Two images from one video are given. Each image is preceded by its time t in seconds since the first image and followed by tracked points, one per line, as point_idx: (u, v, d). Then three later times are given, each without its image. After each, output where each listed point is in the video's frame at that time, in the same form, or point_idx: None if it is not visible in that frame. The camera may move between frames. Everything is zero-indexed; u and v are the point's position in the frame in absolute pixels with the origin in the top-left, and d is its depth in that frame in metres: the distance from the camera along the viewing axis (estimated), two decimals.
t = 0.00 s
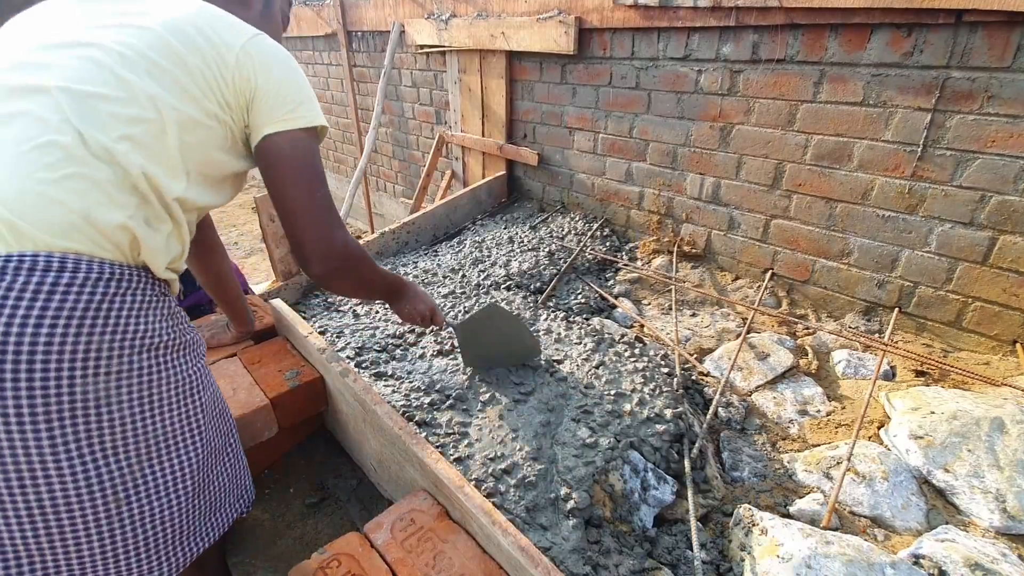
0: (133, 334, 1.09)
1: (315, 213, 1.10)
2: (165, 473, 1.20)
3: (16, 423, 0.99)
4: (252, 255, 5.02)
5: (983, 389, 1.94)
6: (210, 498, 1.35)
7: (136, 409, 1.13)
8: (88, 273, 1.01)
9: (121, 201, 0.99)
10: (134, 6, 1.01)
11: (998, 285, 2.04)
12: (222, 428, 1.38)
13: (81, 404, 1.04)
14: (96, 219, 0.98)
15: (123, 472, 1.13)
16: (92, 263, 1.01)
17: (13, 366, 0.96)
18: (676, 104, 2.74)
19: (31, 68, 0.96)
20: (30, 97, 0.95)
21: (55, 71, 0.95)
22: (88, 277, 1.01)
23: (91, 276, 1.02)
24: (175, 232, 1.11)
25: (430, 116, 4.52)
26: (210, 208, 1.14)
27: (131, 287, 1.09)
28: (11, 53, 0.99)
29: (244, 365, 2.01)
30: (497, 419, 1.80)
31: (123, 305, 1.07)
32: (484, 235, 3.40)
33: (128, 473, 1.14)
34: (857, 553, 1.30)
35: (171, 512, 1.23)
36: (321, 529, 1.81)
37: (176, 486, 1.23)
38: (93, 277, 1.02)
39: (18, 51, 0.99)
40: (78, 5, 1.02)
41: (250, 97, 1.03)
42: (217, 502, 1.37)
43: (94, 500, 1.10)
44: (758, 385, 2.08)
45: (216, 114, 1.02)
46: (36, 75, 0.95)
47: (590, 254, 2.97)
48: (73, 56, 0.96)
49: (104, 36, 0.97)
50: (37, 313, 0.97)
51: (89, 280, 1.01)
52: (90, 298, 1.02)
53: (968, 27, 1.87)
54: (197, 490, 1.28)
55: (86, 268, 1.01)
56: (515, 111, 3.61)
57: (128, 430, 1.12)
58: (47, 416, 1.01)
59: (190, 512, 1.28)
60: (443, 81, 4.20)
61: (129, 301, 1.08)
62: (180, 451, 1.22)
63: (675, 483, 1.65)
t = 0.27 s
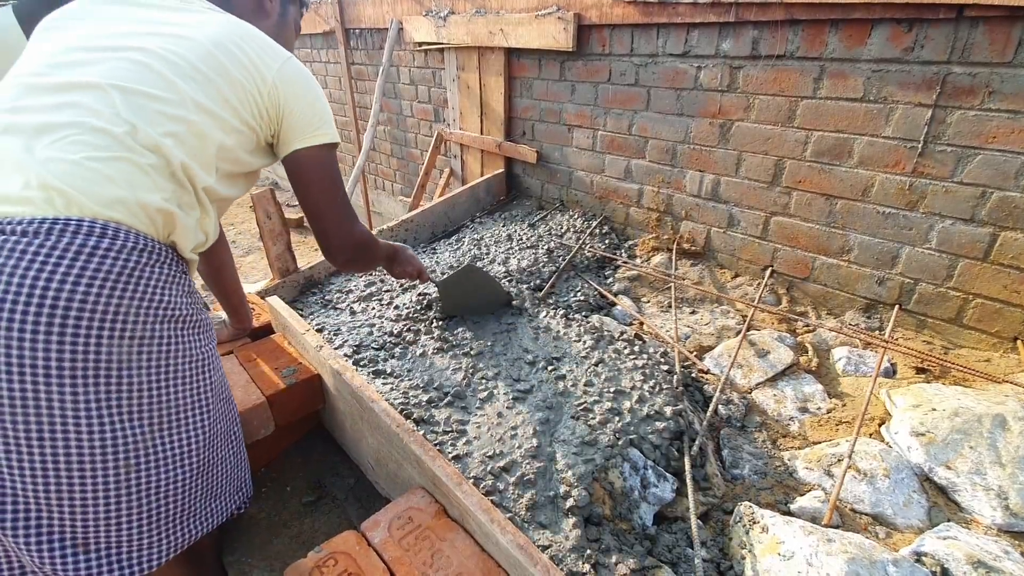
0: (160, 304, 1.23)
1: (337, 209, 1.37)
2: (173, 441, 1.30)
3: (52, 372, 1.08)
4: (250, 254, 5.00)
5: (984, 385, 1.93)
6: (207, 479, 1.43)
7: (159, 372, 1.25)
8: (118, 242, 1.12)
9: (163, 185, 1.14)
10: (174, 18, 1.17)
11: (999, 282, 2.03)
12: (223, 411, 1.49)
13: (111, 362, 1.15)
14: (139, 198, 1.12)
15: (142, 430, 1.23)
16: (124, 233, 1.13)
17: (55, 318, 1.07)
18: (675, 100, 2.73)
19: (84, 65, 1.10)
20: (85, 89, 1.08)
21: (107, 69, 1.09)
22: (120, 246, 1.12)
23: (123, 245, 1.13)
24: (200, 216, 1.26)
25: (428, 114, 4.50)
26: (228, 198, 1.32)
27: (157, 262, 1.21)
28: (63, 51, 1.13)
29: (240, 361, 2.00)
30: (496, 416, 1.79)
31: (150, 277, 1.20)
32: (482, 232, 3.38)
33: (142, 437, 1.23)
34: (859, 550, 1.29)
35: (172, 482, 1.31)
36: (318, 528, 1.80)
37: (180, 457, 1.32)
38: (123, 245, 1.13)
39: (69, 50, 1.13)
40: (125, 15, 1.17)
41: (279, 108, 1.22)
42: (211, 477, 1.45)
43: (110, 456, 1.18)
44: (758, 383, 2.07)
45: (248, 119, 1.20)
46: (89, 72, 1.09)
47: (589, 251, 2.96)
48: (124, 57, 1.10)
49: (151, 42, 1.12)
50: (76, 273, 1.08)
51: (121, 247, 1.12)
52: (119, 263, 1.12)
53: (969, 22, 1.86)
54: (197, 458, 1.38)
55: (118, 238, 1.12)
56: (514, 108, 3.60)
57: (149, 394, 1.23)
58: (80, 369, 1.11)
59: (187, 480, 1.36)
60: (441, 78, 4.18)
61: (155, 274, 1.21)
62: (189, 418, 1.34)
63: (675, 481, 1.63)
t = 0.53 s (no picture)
0: (149, 303, 1.23)
1: (351, 207, 1.45)
2: (161, 442, 1.30)
3: (36, 367, 1.09)
4: (247, 254, 4.98)
5: (980, 385, 1.93)
6: (197, 482, 1.43)
7: (146, 372, 1.24)
8: (108, 241, 1.13)
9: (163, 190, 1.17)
10: (191, 28, 1.20)
11: (995, 282, 2.03)
12: (216, 413, 1.49)
13: (95, 361, 1.15)
14: (138, 201, 1.14)
15: (127, 430, 1.22)
16: (115, 232, 1.14)
17: (40, 314, 1.08)
18: (672, 101, 2.73)
19: (96, 69, 1.14)
20: (94, 93, 1.12)
21: (119, 75, 1.13)
22: (110, 245, 1.13)
23: (114, 244, 1.14)
24: (200, 220, 1.29)
25: (425, 114, 4.49)
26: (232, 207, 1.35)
27: (147, 261, 1.21)
28: (76, 52, 1.16)
29: (236, 363, 1.99)
30: (493, 418, 1.79)
31: (140, 275, 1.20)
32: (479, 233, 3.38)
33: (131, 436, 1.23)
34: (856, 552, 1.29)
35: (159, 483, 1.31)
36: (315, 530, 1.79)
37: (169, 458, 1.32)
38: (114, 244, 1.14)
39: (82, 52, 1.16)
40: (140, 21, 1.21)
41: (291, 123, 1.28)
42: (201, 478, 1.45)
43: (92, 454, 1.18)
44: (755, 383, 2.07)
45: (255, 130, 1.24)
46: (102, 76, 1.13)
47: (587, 252, 2.96)
48: (137, 64, 1.14)
49: (165, 51, 1.16)
50: (63, 269, 1.09)
51: (111, 247, 1.13)
52: (109, 262, 1.13)
53: (966, 22, 1.86)
54: (185, 460, 1.37)
55: (108, 237, 1.13)
56: (511, 109, 3.59)
57: (139, 394, 1.23)
58: (64, 365, 1.12)
59: (174, 481, 1.36)
60: (439, 78, 4.17)
61: (145, 273, 1.21)
62: (177, 418, 1.33)
63: (673, 482, 1.64)
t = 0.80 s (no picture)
0: (161, 304, 1.25)
1: (369, 184, 1.64)
2: (170, 441, 1.31)
3: (55, 365, 1.10)
4: (245, 255, 4.98)
5: (976, 385, 1.95)
6: (202, 481, 1.44)
7: (158, 371, 1.27)
8: (128, 242, 1.15)
9: (185, 195, 1.23)
10: (212, 43, 1.26)
11: (990, 282, 2.05)
12: (221, 413, 1.51)
13: (112, 358, 1.17)
14: (157, 205, 1.18)
15: (138, 428, 1.24)
16: (135, 234, 1.17)
17: (61, 312, 1.09)
18: (670, 101, 2.74)
19: (121, 77, 1.17)
20: (123, 100, 1.16)
21: (147, 84, 1.18)
22: (131, 246, 1.16)
23: (133, 246, 1.16)
24: (210, 223, 1.33)
25: (423, 114, 4.49)
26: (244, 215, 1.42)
27: (163, 263, 1.23)
28: (98, 59, 1.19)
29: (235, 364, 1.99)
30: (492, 418, 1.79)
31: (156, 277, 1.22)
32: (478, 233, 3.39)
33: (142, 434, 1.25)
34: (853, 550, 1.30)
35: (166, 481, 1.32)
36: (315, 530, 1.80)
37: (177, 457, 1.34)
38: (134, 246, 1.16)
39: (105, 59, 1.19)
40: (159, 32, 1.25)
41: (310, 137, 1.40)
42: (206, 477, 1.46)
43: (104, 451, 1.19)
44: (753, 383, 2.08)
45: (274, 142, 1.33)
46: (124, 85, 1.17)
47: (585, 252, 2.97)
48: (164, 75, 1.19)
49: (191, 63, 1.22)
50: (84, 269, 1.10)
51: (132, 248, 1.16)
52: (130, 262, 1.16)
53: (961, 24, 1.88)
54: (193, 458, 1.38)
55: (128, 238, 1.15)
56: (509, 109, 3.60)
57: (150, 392, 1.25)
58: (81, 363, 1.13)
59: (182, 479, 1.37)
60: (437, 79, 4.17)
61: (160, 275, 1.24)
62: (187, 417, 1.34)
63: (671, 481, 1.65)
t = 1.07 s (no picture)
0: (165, 302, 1.26)
1: (367, 189, 1.64)
2: (173, 438, 1.32)
3: (59, 360, 1.11)
4: (244, 255, 4.99)
5: (971, 383, 1.96)
6: (205, 479, 1.45)
7: (162, 368, 1.28)
8: (133, 241, 1.16)
9: (191, 194, 1.25)
10: (216, 42, 1.27)
11: (985, 281, 2.07)
12: (225, 412, 1.51)
13: (115, 354, 1.18)
14: (162, 204, 1.20)
15: (141, 425, 1.25)
16: (139, 232, 1.18)
17: (66, 309, 1.10)
18: (668, 102, 2.75)
19: (126, 77, 1.19)
20: (130, 101, 1.17)
21: (153, 85, 1.19)
22: (135, 245, 1.17)
23: (138, 245, 1.17)
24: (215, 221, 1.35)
25: (422, 114, 4.50)
26: (249, 213, 1.44)
27: (167, 261, 1.25)
28: (103, 60, 1.20)
29: (236, 364, 2.00)
30: (491, 416, 1.81)
31: (159, 276, 1.24)
32: (477, 233, 3.40)
33: (145, 431, 1.26)
34: (848, 546, 1.32)
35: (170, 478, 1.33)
36: (315, 529, 1.81)
37: (180, 454, 1.34)
38: (139, 245, 1.17)
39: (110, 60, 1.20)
40: (162, 31, 1.26)
41: (310, 132, 1.41)
42: (209, 475, 1.46)
43: (107, 447, 1.19)
44: (750, 381, 2.10)
45: (277, 140, 1.36)
46: (130, 85, 1.18)
47: (584, 252, 2.98)
48: (171, 75, 1.20)
49: (196, 62, 1.23)
50: (88, 266, 1.11)
51: (136, 247, 1.17)
52: (134, 261, 1.17)
53: (956, 26, 1.89)
54: (195, 456, 1.39)
55: (132, 237, 1.16)
56: (508, 109, 3.61)
57: (154, 389, 1.26)
58: (84, 359, 1.14)
59: (185, 476, 1.37)
60: (435, 79, 4.18)
61: (164, 273, 1.25)
62: (190, 415, 1.35)
63: (669, 479, 1.67)
